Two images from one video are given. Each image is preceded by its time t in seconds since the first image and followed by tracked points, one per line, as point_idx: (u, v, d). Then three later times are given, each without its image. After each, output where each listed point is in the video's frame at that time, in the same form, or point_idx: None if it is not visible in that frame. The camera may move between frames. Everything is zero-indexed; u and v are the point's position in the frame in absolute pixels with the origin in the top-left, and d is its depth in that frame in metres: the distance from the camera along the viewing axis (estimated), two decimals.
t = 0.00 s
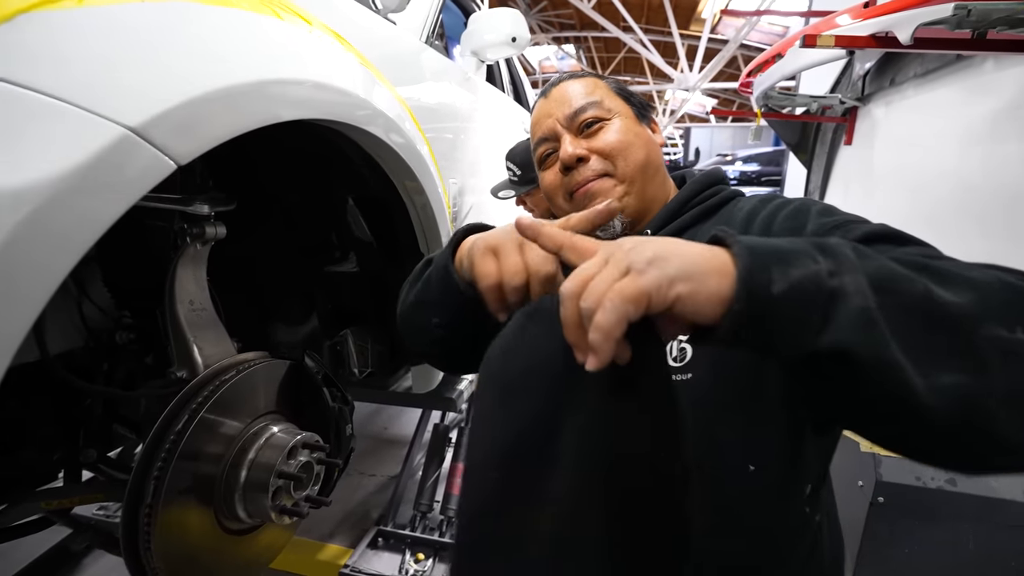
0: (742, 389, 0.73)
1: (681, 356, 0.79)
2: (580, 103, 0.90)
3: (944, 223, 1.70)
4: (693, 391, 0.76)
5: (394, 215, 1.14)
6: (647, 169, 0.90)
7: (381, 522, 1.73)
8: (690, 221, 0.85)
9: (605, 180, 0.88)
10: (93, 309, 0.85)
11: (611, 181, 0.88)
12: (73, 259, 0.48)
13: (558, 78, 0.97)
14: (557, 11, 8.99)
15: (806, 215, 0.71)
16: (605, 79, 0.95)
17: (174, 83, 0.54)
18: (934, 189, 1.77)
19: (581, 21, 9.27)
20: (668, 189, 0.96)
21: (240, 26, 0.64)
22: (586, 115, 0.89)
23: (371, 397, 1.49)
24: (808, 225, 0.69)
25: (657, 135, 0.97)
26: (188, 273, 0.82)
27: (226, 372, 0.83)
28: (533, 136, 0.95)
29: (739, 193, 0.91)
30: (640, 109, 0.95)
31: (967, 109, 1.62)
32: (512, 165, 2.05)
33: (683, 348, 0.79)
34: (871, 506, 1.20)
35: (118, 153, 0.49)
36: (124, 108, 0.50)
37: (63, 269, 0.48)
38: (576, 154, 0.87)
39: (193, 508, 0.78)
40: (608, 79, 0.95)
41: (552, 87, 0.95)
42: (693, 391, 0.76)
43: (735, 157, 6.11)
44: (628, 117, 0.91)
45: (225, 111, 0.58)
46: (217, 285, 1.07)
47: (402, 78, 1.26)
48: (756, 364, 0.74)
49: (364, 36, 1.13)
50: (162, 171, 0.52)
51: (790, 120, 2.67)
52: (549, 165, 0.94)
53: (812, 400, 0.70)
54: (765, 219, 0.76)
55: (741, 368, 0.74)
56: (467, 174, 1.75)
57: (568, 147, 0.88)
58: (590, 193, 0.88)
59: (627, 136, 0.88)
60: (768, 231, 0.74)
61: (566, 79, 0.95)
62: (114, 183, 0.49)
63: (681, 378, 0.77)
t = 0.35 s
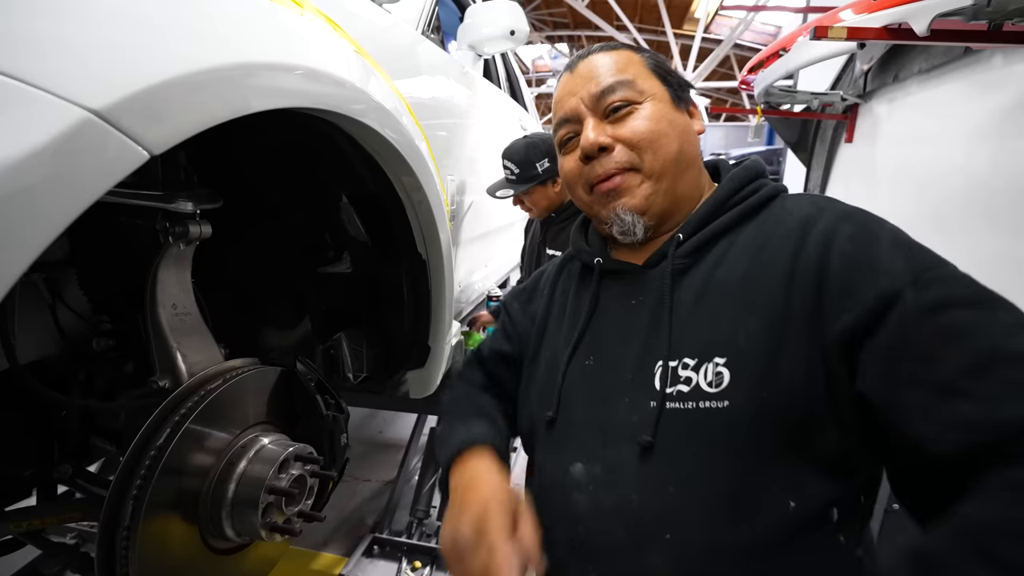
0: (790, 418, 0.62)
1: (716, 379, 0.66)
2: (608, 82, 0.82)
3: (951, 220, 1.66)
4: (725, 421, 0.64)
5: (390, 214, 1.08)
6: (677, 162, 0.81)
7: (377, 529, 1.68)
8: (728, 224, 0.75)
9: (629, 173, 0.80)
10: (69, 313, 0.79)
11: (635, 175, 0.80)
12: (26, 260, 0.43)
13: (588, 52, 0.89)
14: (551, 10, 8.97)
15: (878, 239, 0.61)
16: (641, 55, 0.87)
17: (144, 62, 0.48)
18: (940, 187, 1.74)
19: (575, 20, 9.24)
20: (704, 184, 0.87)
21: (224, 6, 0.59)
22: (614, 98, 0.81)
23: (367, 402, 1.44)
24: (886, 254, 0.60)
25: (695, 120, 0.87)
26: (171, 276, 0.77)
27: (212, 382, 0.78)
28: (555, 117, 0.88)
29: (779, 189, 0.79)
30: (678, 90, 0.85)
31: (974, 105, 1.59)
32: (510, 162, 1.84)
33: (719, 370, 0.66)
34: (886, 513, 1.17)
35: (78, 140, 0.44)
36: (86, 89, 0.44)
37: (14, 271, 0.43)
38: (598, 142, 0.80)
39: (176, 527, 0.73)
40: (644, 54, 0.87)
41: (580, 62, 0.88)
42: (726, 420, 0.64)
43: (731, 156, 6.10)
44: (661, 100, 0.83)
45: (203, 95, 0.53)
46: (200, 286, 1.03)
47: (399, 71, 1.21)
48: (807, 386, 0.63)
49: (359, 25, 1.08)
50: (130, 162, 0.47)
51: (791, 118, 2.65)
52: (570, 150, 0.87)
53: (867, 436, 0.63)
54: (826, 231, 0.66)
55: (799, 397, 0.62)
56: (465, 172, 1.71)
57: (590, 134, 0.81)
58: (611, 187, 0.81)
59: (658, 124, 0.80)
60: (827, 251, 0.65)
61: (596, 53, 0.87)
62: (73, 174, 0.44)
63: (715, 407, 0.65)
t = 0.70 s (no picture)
0: (817, 445, 0.58)
1: (738, 410, 0.62)
2: (612, 84, 0.69)
3: (949, 221, 1.66)
4: (749, 453, 0.61)
5: (388, 217, 1.07)
6: (688, 176, 0.68)
7: (374, 534, 1.66)
8: (758, 240, 0.67)
9: (634, 192, 0.69)
10: (58, 318, 0.78)
11: (640, 193, 0.68)
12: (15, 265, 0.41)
13: (597, 43, 0.75)
14: (545, 11, 8.97)
15: (929, 281, 0.56)
16: (653, 44, 0.71)
17: (136, 58, 0.46)
18: (938, 189, 1.74)
19: (569, 22, 9.28)
20: (725, 192, 0.74)
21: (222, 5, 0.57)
22: (617, 104, 0.68)
23: (364, 406, 1.42)
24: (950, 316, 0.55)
25: (718, 116, 0.71)
26: (165, 281, 0.75)
27: (208, 388, 0.76)
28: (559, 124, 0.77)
29: (821, 196, 0.71)
30: (691, 84, 0.69)
31: (971, 107, 1.59)
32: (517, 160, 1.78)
33: (744, 399, 0.62)
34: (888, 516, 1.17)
35: (69, 141, 0.42)
36: (78, 88, 0.42)
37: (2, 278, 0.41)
38: (598, 158, 0.69)
39: (170, 541, 0.71)
40: (656, 43, 0.71)
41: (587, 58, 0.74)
42: (749, 453, 0.61)
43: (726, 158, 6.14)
44: (672, 100, 0.68)
45: (196, 92, 0.51)
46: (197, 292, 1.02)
47: (396, 71, 1.19)
48: (837, 415, 0.58)
49: (356, 25, 1.06)
50: (125, 163, 0.45)
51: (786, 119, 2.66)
52: (573, 163, 0.76)
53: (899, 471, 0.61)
54: (880, 263, 0.59)
55: (827, 431, 0.58)
56: (462, 174, 1.69)
57: (590, 148, 0.70)
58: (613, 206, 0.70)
59: (665, 135, 0.67)
60: (876, 285, 0.58)
61: (603, 44, 0.73)
62: (64, 177, 0.42)
63: (736, 436, 0.62)
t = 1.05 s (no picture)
0: (799, 430, 0.60)
1: (719, 381, 0.63)
2: (628, 81, 0.71)
3: (943, 219, 1.68)
4: (728, 423, 0.62)
5: (386, 215, 1.07)
6: (698, 172, 0.72)
7: (373, 531, 1.66)
8: (739, 228, 0.70)
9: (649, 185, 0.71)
10: (59, 316, 0.78)
11: (656, 186, 0.71)
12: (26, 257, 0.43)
13: (605, 44, 0.77)
14: (543, 10, 8.95)
15: (897, 258, 0.57)
16: (660, 47, 0.75)
17: (139, 55, 0.47)
18: (931, 187, 1.75)
19: (566, 21, 9.29)
20: (722, 188, 0.79)
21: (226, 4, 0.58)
22: (634, 100, 0.71)
23: (364, 404, 1.43)
24: (907, 288, 0.55)
25: (716, 121, 0.77)
26: (166, 277, 0.76)
27: (208, 383, 0.77)
28: (570, 117, 0.77)
29: (801, 190, 0.73)
30: (698, 89, 0.74)
31: (963, 105, 1.61)
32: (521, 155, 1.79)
33: (722, 371, 0.63)
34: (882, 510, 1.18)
35: (78, 137, 0.43)
36: (85, 85, 0.43)
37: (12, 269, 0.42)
38: (616, 150, 0.70)
39: (173, 534, 0.72)
40: (664, 47, 0.75)
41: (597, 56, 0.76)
42: (728, 423, 0.62)
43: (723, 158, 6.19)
44: (684, 101, 0.72)
45: (199, 89, 0.52)
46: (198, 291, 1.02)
47: (393, 69, 1.20)
48: (812, 393, 0.59)
49: (353, 24, 1.07)
50: (132, 158, 0.46)
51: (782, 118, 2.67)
52: (583, 156, 0.77)
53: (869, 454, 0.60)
54: (848, 243, 0.60)
55: (801, 402, 0.59)
56: (459, 172, 1.70)
57: (607, 141, 0.71)
58: (628, 199, 0.72)
59: (681, 132, 0.70)
60: (844, 264, 0.60)
61: (613, 44, 0.75)
62: (74, 172, 0.43)
63: (715, 406, 0.63)
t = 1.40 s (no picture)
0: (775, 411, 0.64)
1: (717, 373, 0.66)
2: (633, 96, 0.71)
3: (927, 220, 1.72)
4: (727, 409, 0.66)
5: (386, 215, 1.12)
6: (695, 185, 0.75)
7: (373, 526, 1.70)
8: (733, 231, 0.74)
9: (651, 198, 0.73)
10: (77, 312, 0.82)
11: (657, 199, 0.74)
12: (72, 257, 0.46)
13: (606, 52, 0.76)
14: (540, 13, 9.02)
15: (863, 250, 0.63)
16: (661, 59, 0.76)
17: (168, 71, 0.51)
18: (916, 189, 1.80)
19: (563, 24, 9.37)
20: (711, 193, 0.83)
21: (239, 20, 0.62)
22: (640, 116, 0.71)
23: (365, 399, 1.48)
24: (875, 275, 0.59)
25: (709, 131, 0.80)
26: (179, 274, 0.81)
27: (219, 374, 0.82)
28: (571, 124, 0.77)
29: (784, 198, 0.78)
30: (695, 103, 0.76)
31: (946, 110, 1.66)
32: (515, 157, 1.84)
33: (721, 363, 0.66)
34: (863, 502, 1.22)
35: (118, 148, 0.47)
36: (120, 101, 0.47)
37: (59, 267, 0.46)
38: (623, 166, 0.71)
39: (187, 514, 0.77)
40: (664, 59, 0.76)
41: (600, 64, 0.75)
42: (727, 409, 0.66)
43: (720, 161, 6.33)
44: (685, 117, 0.74)
45: (219, 102, 0.56)
46: (209, 288, 1.07)
47: (392, 76, 1.25)
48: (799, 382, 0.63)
49: (355, 33, 1.11)
50: (163, 165, 0.50)
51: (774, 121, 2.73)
52: (585, 165, 0.77)
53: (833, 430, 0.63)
54: (821, 243, 0.65)
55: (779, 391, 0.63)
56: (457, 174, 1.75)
57: (613, 155, 0.72)
58: (631, 211, 0.74)
59: (683, 149, 0.72)
60: (820, 260, 0.64)
61: (616, 55, 0.74)
62: (113, 180, 0.47)
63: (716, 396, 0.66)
